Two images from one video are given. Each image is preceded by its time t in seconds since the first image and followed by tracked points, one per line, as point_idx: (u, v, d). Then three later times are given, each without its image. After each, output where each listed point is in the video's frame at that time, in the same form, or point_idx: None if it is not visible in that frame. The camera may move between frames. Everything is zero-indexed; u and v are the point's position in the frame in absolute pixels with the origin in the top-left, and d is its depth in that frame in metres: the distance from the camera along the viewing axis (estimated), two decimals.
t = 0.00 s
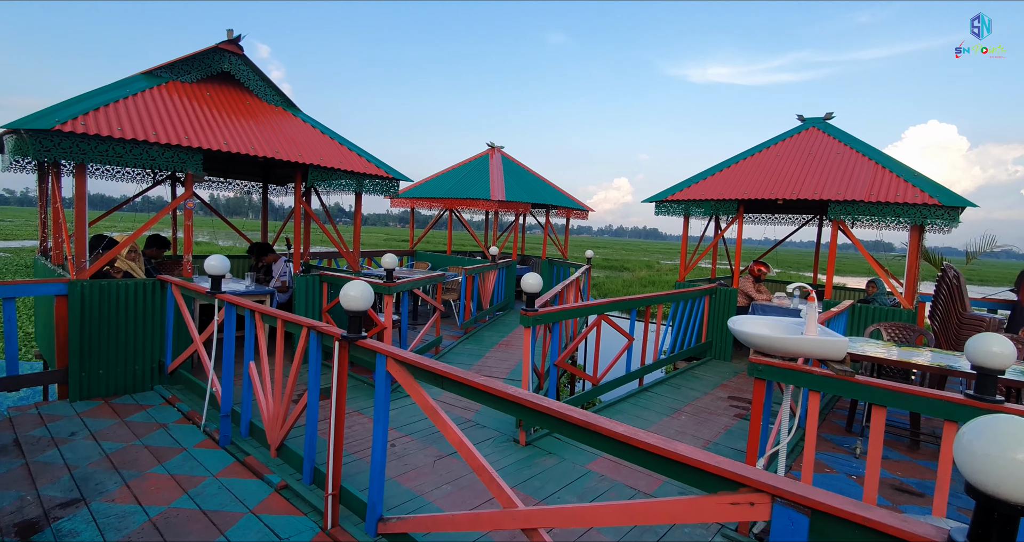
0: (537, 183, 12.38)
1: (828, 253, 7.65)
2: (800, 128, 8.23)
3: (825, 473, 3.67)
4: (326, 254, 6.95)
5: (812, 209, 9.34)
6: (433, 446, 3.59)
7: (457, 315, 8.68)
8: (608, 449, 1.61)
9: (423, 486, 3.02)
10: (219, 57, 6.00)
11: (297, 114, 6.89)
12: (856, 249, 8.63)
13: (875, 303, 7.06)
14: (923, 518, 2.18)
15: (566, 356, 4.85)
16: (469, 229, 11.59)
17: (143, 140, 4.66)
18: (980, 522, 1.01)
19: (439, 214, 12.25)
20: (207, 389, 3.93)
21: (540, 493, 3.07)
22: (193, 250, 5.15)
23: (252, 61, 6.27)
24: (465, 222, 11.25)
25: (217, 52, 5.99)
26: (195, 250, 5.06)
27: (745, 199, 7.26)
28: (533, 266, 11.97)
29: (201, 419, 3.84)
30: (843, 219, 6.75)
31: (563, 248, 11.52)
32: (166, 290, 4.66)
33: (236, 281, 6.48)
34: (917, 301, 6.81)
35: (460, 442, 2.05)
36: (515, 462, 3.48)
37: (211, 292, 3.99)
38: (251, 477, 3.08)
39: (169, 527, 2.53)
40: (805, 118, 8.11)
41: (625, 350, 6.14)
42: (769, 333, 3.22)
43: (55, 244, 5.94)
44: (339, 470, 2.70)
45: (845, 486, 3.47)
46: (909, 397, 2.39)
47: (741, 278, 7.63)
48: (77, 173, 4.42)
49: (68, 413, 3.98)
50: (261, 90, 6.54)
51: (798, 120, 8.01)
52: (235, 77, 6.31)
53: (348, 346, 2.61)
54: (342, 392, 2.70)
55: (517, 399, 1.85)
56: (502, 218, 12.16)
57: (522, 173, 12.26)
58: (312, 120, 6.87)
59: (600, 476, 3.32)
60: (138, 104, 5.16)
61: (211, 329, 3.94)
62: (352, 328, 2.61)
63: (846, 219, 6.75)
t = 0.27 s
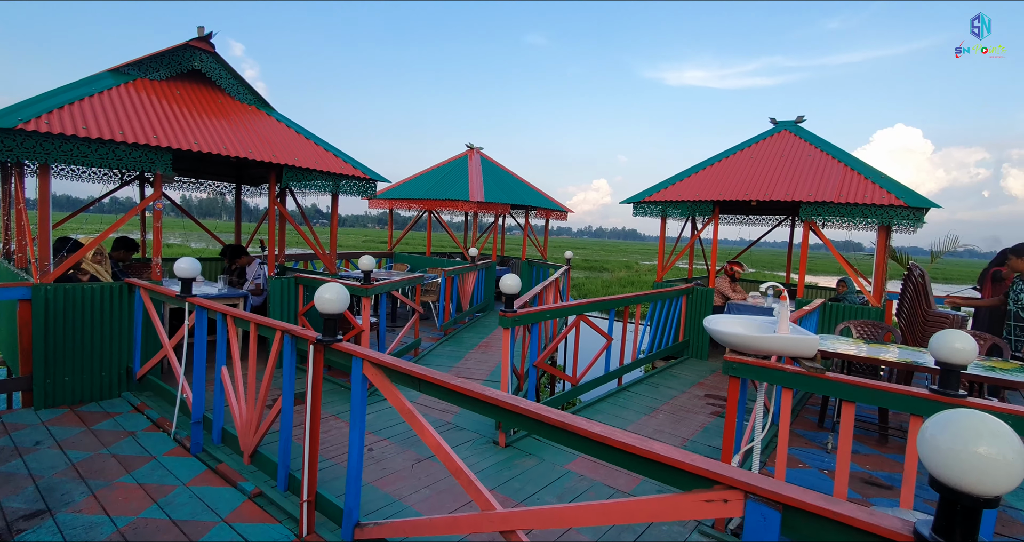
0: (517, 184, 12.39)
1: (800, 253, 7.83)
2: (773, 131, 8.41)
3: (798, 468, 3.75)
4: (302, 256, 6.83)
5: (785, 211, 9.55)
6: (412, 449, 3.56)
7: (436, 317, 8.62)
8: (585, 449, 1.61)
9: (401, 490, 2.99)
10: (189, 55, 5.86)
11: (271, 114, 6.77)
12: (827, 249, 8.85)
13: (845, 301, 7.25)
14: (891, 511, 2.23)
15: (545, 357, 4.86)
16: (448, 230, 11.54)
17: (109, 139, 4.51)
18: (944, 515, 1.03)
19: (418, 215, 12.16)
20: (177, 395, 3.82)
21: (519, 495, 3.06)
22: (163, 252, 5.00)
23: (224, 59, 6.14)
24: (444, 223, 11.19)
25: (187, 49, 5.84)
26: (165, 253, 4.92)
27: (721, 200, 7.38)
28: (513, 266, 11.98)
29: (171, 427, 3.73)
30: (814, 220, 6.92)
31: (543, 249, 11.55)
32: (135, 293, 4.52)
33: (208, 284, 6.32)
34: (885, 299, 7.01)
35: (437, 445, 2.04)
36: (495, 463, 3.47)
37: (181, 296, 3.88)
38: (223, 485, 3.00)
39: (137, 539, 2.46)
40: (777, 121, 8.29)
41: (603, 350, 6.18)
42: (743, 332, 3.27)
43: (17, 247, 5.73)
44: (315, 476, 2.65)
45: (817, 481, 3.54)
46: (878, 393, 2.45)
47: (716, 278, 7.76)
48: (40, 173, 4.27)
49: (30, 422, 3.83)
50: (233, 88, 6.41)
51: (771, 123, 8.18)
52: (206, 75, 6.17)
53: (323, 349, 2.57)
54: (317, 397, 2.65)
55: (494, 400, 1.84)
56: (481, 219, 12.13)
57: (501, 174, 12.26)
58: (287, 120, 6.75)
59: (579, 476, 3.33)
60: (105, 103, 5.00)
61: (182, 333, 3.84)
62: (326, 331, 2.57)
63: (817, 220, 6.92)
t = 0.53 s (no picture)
0: (495, 185, 12.39)
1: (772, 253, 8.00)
2: (745, 134, 8.58)
3: (771, 465, 3.83)
4: (275, 258, 6.70)
5: (758, 212, 9.75)
6: (388, 454, 3.52)
7: (414, 319, 8.55)
8: (561, 450, 1.62)
9: (378, 495, 2.95)
10: (157, 52, 5.69)
11: (242, 113, 6.62)
12: (798, 250, 9.06)
13: (816, 301, 7.44)
14: (860, 505, 2.29)
15: (523, 358, 4.85)
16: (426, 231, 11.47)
17: (72, 139, 4.35)
18: (909, 509, 1.06)
19: (395, 217, 12.05)
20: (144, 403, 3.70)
21: (498, 497, 3.05)
22: (128, 255, 4.84)
23: (193, 57, 5.98)
24: (422, 225, 11.11)
25: (154, 46, 5.67)
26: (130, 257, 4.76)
27: (696, 202, 7.50)
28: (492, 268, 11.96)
29: (138, 436, 3.61)
30: (786, 221, 7.08)
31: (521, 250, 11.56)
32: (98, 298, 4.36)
33: (178, 287, 6.15)
34: (853, 298, 7.21)
35: (413, 449, 2.01)
36: (473, 466, 3.45)
37: (148, 301, 3.76)
38: (193, 495, 2.92)
39: None
40: (750, 124, 8.47)
41: (581, 351, 6.21)
42: (716, 332, 3.33)
43: None
44: (288, 483, 2.60)
45: (789, 477, 3.62)
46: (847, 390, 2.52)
47: (692, 278, 7.87)
48: None
49: None
50: (203, 87, 6.25)
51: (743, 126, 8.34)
52: (174, 73, 6.00)
53: (296, 354, 2.52)
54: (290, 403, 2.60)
55: (470, 403, 1.83)
56: (460, 221, 12.10)
57: (480, 175, 12.23)
58: (259, 119, 6.62)
59: (558, 478, 3.33)
60: (67, 100, 4.82)
61: (149, 339, 3.72)
62: (299, 335, 2.52)
63: (788, 222, 7.08)
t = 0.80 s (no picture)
0: (471, 188, 12.35)
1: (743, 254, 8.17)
2: (716, 138, 8.76)
3: (743, 462, 3.90)
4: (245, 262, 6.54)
5: (729, 214, 9.95)
6: (362, 461, 3.46)
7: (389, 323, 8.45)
8: (535, 453, 1.61)
9: (352, 503, 2.89)
10: (119, 49, 5.50)
11: (209, 113, 6.45)
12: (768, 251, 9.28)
13: (785, 300, 7.63)
14: (827, 499, 2.34)
15: (499, 361, 4.83)
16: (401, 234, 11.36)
17: (29, 139, 4.17)
18: (871, 503, 1.08)
19: (369, 220, 11.91)
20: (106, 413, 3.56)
21: (474, 502, 3.03)
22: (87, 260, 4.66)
23: (157, 55, 5.80)
24: (397, 227, 11.00)
25: (116, 43, 5.47)
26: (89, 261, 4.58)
27: (669, 205, 7.61)
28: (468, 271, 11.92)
29: (99, 447, 3.47)
30: (756, 223, 7.24)
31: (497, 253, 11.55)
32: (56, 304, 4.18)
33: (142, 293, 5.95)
34: (820, 298, 7.42)
35: (386, 455, 1.98)
36: (449, 471, 3.41)
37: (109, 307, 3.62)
38: (158, 508, 2.81)
39: None
40: (720, 128, 8.64)
41: (558, 353, 6.23)
42: (688, 332, 3.38)
43: None
44: (258, 493, 2.53)
45: (761, 473, 3.69)
46: (814, 387, 2.58)
47: (666, 279, 7.99)
48: None
49: None
50: (168, 86, 6.06)
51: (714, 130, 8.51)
52: (137, 71, 5.80)
53: (265, 360, 2.46)
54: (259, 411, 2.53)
55: (443, 408, 1.81)
56: (435, 224, 12.03)
57: (455, 178, 12.18)
58: (226, 120, 6.45)
59: (535, 480, 3.33)
60: (23, 99, 4.62)
61: (110, 346, 3.58)
62: (268, 340, 2.46)
63: (758, 224, 7.24)
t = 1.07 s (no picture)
0: (440, 190, 12.26)
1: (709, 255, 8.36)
2: (681, 141, 8.94)
3: (710, 458, 3.98)
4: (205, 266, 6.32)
5: (695, 216, 10.17)
6: (329, 469, 3.38)
7: (357, 327, 8.30)
8: (503, 457, 1.60)
9: (318, 513, 2.82)
10: (68, 44, 5.24)
11: (166, 112, 6.21)
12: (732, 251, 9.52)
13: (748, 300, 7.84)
14: (789, 492, 2.41)
15: (470, 364, 4.79)
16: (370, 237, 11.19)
17: None
18: (828, 496, 1.11)
19: (336, 222, 11.69)
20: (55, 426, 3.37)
21: (444, 507, 3.00)
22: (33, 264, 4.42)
23: (109, 51, 5.55)
24: (365, 230, 10.82)
25: (65, 38, 5.22)
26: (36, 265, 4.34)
27: (636, 207, 7.72)
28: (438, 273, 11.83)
29: (47, 462, 3.29)
30: (720, 225, 7.41)
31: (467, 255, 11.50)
32: None
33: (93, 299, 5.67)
34: (781, 297, 7.65)
35: (351, 463, 1.94)
36: (419, 477, 3.37)
37: (56, 314, 3.43)
38: (112, 524, 2.68)
39: None
40: (685, 132, 8.83)
41: (529, 355, 6.23)
42: (654, 331, 3.43)
43: None
44: (217, 506, 2.44)
45: (726, 469, 3.77)
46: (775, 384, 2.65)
47: (634, 280, 8.10)
48: None
49: None
50: (122, 83, 5.81)
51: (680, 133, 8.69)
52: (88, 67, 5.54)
53: (223, 368, 2.37)
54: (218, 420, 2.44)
55: (409, 413, 1.78)
56: (404, 226, 11.90)
57: (424, 179, 12.08)
58: (185, 119, 6.23)
59: (505, 483, 3.31)
60: None
61: (58, 355, 3.40)
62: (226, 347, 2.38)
63: (722, 226, 7.41)
